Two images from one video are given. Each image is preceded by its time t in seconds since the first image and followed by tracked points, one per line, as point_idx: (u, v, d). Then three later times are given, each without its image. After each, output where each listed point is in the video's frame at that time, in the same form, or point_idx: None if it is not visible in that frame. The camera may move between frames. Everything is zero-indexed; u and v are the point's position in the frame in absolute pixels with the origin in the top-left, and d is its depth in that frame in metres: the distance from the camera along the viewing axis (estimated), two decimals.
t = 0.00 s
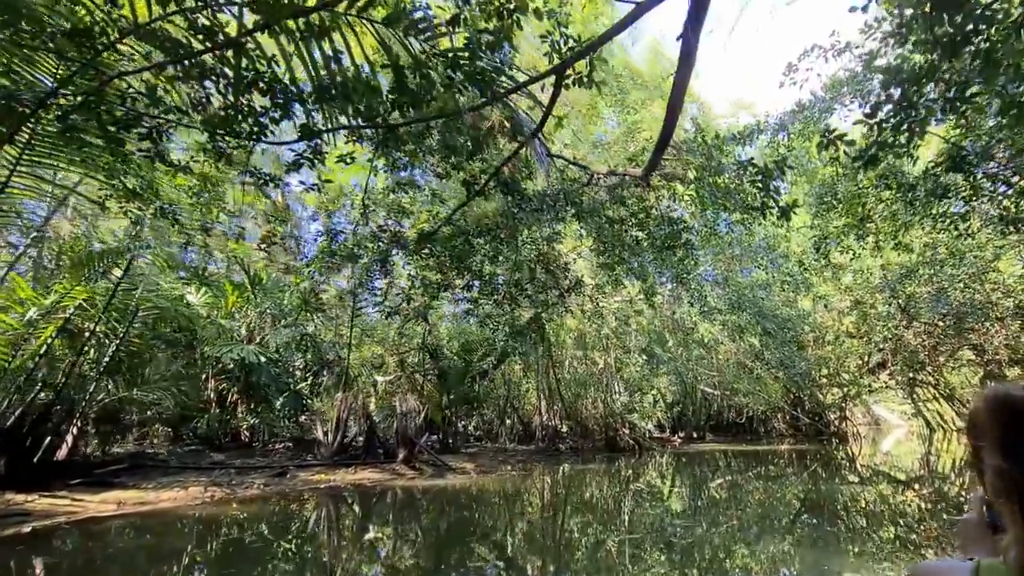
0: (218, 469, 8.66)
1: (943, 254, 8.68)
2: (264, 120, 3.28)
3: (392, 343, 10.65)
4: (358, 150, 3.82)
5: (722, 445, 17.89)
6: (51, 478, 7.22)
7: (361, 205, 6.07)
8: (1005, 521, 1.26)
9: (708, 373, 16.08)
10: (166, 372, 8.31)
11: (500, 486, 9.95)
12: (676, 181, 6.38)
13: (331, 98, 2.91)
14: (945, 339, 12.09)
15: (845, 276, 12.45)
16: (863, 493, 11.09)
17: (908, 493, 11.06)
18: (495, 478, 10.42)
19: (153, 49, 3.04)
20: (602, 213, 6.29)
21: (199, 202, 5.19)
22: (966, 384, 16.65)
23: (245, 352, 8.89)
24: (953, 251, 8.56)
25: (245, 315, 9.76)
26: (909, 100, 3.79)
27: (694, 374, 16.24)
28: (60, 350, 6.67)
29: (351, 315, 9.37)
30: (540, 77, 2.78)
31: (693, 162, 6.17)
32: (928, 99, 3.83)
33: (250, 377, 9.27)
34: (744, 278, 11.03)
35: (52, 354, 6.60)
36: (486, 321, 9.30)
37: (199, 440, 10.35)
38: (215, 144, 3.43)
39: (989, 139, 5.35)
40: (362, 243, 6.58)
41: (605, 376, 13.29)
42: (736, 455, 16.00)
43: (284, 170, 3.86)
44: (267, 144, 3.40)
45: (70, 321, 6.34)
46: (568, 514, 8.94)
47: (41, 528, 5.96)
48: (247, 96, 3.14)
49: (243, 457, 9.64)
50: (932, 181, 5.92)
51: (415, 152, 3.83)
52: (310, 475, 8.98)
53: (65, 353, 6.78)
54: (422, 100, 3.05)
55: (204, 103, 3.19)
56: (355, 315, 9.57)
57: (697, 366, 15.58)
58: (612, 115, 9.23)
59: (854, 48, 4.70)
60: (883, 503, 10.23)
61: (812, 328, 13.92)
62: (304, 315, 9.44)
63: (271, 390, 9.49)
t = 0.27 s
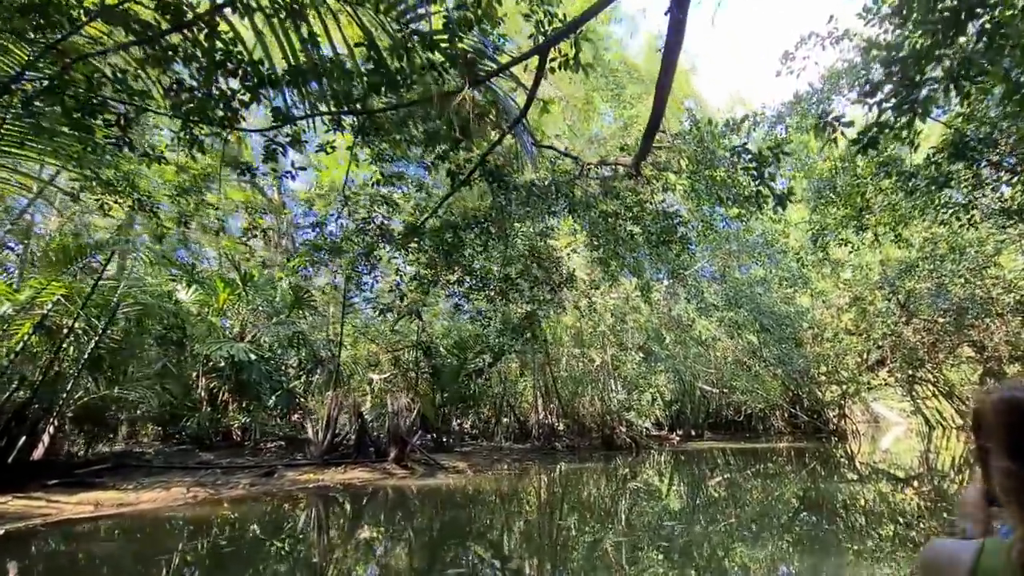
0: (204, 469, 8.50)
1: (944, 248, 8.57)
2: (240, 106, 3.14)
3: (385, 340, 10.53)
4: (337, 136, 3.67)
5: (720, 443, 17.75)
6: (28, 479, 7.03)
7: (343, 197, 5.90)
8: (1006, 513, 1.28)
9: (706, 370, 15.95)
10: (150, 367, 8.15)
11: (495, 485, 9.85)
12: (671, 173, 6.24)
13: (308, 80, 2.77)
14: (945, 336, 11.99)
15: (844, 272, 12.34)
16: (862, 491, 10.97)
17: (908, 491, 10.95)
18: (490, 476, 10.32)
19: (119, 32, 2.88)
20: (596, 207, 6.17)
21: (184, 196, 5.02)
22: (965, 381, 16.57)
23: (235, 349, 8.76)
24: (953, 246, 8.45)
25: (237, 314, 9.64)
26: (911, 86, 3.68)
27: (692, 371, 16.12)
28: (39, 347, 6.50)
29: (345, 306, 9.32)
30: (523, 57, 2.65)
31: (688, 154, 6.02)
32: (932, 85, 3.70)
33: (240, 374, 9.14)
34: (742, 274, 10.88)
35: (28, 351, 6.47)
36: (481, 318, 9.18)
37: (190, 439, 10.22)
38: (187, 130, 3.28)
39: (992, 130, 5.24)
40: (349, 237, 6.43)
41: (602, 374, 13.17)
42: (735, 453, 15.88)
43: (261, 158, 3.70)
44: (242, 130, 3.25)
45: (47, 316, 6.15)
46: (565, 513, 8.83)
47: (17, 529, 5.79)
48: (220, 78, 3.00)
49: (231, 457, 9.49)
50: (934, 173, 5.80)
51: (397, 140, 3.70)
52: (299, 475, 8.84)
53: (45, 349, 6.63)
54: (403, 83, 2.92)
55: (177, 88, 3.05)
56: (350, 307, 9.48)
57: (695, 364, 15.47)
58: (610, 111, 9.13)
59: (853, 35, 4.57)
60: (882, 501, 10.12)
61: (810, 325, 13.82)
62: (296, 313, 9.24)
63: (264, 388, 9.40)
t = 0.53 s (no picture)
0: (191, 461, 8.39)
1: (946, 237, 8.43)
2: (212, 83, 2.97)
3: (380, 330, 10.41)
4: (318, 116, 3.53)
5: (719, 434, 17.73)
6: (9, 470, 6.93)
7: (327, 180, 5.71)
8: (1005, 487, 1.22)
9: (704, 361, 15.92)
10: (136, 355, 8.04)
11: (490, 476, 9.76)
12: (668, 158, 6.06)
13: (280, 53, 2.61)
14: (946, 326, 11.90)
15: (845, 262, 12.23)
16: (860, 481, 10.92)
17: (906, 481, 10.91)
18: (487, 467, 10.25)
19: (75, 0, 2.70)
20: (591, 192, 6.01)
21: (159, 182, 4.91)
22: (966, 371, 16.48)
23: (227, 340, 8.65)
24: (956, 233, 8.31)
25: (231, 302, 9.67)
26: (917, 62, 3.53)
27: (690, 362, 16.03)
28: (16, 335, 6.47)
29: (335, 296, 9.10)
30: (506, 26, 2.48)
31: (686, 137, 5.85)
32: (940, 58, 3.54)
33: (232, 364, 9.04)
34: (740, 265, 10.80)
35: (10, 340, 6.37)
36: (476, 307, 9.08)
37: (182, 430, 10.14)
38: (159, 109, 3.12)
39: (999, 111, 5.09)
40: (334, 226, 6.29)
41: (599, 364, 13.09)
42: (733, 443, 15.86)
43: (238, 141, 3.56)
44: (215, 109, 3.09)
45: (25, 306, 6.07)
46: (561, 503, 8.78)
47: None
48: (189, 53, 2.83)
49: (222, 448, 9.39)
50: (938, 157, 5.66)
51: (377, 118, 3.53)
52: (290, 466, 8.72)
53: (24, 337, 6.54)
54: (382, 58, 2.76)
55: (143, 63, 2.87)
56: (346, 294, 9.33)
57: (694, 355, 15.39)
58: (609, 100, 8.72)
59: (855, 10, 4.40)
60: (881, 491, 10.07)
61: (810, 315, 13.71)
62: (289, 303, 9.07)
63: (258, 378, 9.31)
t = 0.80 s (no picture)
0: (181, 450, 8.29)
1: (949, 223, 8.29)
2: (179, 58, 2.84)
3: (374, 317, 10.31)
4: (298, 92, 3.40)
5: (717, 421, 17.73)
6: None
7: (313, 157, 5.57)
8: (1010, 463, 1.11)
9: (703, 349, 15.88)
10: (120, 339, 7.92)
11: (486, 463, 9.71)
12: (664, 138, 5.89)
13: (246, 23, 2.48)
14: (946, 313, 11.80)
15: (845, 249, 12.11)
16: (858, 468, 10.91)
17: (903, 468, 10.90)
18: (483, 454, 10.20)
19: None
20: (585, 174, 5.86)
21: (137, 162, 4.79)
22: (966, 359, 16.42)
23: (218, 328, 8.51)
24: (960, 218, 8.16)
25: (225, 288, 9.76)
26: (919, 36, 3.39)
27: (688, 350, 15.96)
28: None
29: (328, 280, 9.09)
30: None
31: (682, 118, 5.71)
32: (943, 31, 3.40)
33: (224, 352, 8.95)
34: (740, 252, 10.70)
35: None
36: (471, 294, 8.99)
37: (175, 418, 10.05)
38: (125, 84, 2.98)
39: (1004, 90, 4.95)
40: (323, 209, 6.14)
41: (597, 352, 13.01)
42: (732, 431, 15.86)
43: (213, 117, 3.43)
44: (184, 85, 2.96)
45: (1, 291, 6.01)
46: (557, 491, 8.77)
47: None
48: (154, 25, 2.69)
49: (215, 436, 9.31)
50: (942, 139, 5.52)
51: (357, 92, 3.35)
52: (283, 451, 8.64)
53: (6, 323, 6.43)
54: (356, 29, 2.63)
55: (106, 35, 2.74)
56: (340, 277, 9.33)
57: (692, 342, 15.32)
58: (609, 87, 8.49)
59: None
60: (877, 478, 10.07)
61: (810, 303, 13.60)
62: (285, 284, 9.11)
63: (251, 366, 9.27)
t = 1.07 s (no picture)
0: (170, 435, 8.20)
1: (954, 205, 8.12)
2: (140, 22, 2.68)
3: (369, 302, 10.20)
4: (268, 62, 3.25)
5: (715, 406, 17.72)
6: None
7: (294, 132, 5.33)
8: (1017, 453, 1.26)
9: (701, 334, 15.82)
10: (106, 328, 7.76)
11: (481, 448, 9.66)
12: (661, 114, 5.69)
13: None
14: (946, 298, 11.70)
15: (846, 233, 11.96)
16: (855, 452, 10.89)
17: (900, 452, 10.88)
18: (479, 439, 10.13)
19: None
20: (580, 153, 5.70)
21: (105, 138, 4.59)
22: (965, 344, 16.36)
23: (208, 313, 8.42)
24: (964, 200, 8.00)
25: (218, 274, 9.65)
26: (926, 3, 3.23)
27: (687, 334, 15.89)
28: None
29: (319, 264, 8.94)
30: None
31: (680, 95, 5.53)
32: None
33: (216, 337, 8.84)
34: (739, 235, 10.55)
35: None
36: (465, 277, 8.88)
37: (168, 403, 9.99)
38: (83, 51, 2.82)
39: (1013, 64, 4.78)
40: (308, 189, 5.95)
41: (595, 337, 12.91)
42: (730, 416, 15.85)
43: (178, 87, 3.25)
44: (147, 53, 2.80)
45: None
46: (552, 475, 8.74)
47: None
48: None
49: (206, 421, 9.21)
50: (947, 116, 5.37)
51: (334, 58, 3.15)
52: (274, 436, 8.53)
53: None
54: None
55: None
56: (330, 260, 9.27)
57: (691, 328, 15.29)
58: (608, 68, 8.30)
59: None
60: (875, 462, 10.05)
61: (809, 287, 13.49)
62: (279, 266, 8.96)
63: (245, 352, 9.13)
